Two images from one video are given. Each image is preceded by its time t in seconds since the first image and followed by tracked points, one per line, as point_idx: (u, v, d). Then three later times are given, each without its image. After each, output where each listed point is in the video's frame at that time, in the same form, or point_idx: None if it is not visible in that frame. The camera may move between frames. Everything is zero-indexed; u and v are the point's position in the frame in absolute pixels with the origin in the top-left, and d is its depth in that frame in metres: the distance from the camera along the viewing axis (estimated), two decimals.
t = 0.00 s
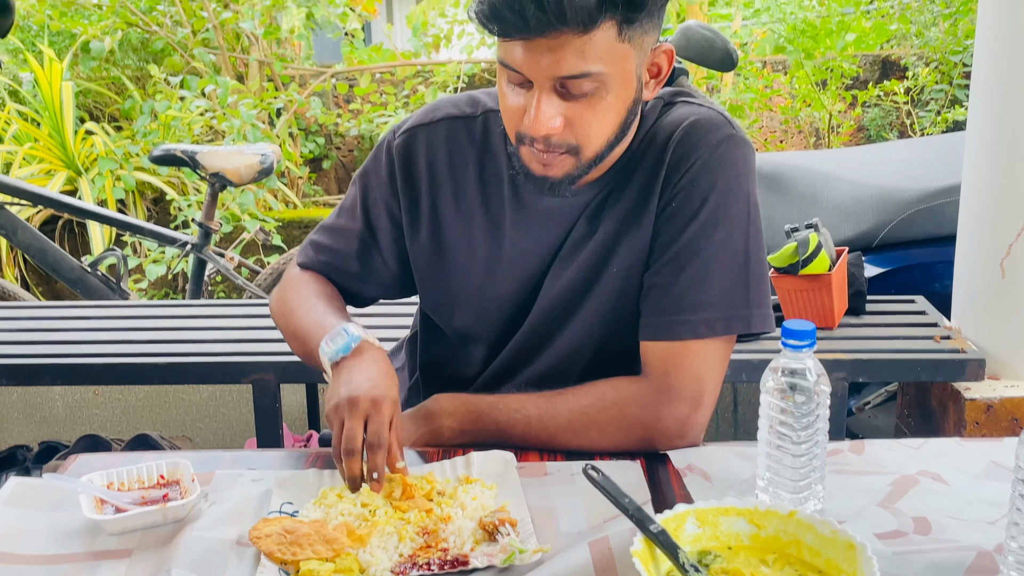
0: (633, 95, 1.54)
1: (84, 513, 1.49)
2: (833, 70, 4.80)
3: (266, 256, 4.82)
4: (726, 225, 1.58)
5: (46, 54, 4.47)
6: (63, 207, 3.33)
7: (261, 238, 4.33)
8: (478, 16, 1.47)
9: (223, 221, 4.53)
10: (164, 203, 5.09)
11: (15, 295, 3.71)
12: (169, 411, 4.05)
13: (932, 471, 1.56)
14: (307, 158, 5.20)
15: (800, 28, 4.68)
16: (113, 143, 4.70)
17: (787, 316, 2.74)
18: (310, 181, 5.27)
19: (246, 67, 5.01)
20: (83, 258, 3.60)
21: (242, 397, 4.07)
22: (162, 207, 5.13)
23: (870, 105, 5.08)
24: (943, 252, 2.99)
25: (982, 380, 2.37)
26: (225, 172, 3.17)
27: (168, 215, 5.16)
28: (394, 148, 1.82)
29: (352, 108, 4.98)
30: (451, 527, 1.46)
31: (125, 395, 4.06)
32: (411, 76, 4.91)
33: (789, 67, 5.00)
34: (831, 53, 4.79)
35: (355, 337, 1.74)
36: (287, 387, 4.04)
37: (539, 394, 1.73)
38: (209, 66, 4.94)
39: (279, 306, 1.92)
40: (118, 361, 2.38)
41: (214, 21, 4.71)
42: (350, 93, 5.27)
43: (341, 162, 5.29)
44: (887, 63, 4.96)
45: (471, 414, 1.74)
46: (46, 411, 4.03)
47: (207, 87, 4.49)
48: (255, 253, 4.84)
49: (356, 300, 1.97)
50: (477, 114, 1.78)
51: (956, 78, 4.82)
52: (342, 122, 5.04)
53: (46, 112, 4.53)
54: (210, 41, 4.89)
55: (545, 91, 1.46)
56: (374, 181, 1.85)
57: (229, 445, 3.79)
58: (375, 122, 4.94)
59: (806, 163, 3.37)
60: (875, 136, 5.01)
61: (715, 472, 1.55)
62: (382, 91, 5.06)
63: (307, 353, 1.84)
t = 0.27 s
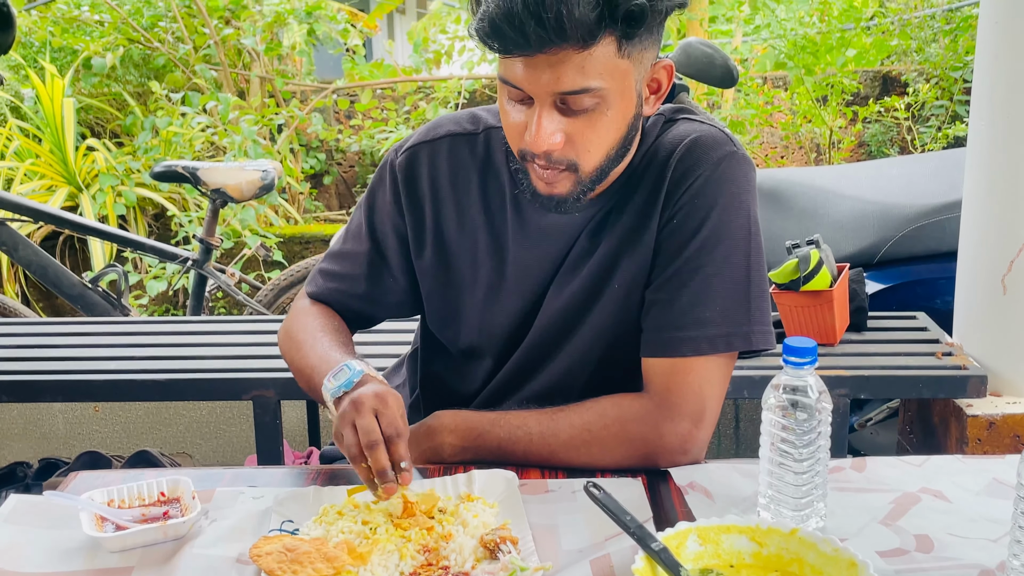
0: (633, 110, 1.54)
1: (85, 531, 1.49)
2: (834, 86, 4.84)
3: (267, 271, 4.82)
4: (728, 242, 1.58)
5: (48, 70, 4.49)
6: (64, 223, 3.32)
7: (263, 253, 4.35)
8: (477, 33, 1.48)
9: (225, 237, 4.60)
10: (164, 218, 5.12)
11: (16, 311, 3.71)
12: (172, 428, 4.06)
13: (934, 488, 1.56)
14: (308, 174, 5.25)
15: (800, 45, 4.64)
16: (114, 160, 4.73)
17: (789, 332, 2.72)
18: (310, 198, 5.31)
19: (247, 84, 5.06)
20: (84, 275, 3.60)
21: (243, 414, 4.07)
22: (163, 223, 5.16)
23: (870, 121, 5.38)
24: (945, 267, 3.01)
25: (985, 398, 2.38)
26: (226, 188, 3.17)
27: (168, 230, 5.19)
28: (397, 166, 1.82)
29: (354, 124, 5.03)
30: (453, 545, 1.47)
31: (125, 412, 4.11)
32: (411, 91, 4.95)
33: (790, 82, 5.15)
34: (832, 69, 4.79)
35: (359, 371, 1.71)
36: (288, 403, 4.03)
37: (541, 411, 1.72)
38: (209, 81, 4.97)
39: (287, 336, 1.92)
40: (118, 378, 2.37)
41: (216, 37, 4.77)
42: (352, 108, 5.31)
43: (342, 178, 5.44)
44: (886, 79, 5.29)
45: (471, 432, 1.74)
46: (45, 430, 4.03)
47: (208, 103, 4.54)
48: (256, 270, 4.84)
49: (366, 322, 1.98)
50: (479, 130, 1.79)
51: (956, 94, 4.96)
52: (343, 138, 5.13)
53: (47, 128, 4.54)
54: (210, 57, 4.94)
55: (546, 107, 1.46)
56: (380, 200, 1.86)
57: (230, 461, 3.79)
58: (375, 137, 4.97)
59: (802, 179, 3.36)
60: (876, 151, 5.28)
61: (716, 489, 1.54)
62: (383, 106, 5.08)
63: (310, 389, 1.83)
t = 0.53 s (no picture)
0: (636, 126, 1.57)
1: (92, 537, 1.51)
2: (827, 102, 4.91)
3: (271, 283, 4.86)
4: (726, 254, 1.61)
5: (56, 85, 4.53)
6: (71, 235, 3.37)
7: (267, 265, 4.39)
8: (482, 50, 1.52)
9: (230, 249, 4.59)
10: (171, 231, 5.16)
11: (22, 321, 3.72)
12: (177, 438, 4.08)
13: (928, 496, 1.59)
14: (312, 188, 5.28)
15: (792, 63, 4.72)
16: (121, 174, 4.77)
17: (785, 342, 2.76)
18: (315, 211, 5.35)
19: (253, 99, 5.09)
20: (92, 286, 3.63)
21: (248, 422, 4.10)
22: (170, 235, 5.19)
23: (864, 137, 5.45)
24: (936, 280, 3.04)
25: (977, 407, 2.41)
26: (231, 202, 3.20)
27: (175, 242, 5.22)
28: (399, 176, 1.85)
29: (356, 139, 5.08)
30: (454, 551, 1.49)
31: (132, 420, 4.13)
32: (413, 107, 5.03)
33: (786, 98, 5.24)
34: (825, 85, 4.88)
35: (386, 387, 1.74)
36: (293, 413, 4.06)
37: (541, 420, 1.75)
38: (216, 97, 5.01)
39: (277, 335, 1.96)
40: (125, 388, 2.40)
41: (223, 55, 4.87)
42: (355, 124, 5.35)
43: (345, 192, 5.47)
44: (879, 95, 5.36)
45: (471, 440, 1.75)
46: (53, 439, 4.05)
47: (214, 118, 4.58)
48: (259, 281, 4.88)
49: (358, 325, 2.01)
50: (480, 144, 1.82)
51: (948, 110, 5.02)
52: (347, 153, 5.16)
53: (56, 142, 4.59)
54: (217, 72, 5.00)
55: (550, 122, 1.50)
56: (380, 209, 1.89)
57: (235, 471, 3.81)
58: (377, 152, 5.08)
59: (793, 193, 3.39)
60: (870, 166, 5.37)
61: (714, 497, 1.57)
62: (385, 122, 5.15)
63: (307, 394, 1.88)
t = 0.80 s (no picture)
0: (625, 144, 1.72)
1: (128, 522, 1.65)
2: (801, 126, 5.14)
3: (290, 291, 5.04)
4: (709, 265, 1.77)
5: (96, 108, 4.68)
6: (108, 246, 3.56)
7: (287, 274, 4.56)
8: (485, 75, 1.67)
9: (252, 259, 4.77)
10: (199, 242, 5.32)
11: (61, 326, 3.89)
12: (202, 434, 4.29)
13: (895, 487, 1.73)
14: (329, 203, 5.44)
15: (767, 91, 4.95)
16: (154, 191, 4.92)
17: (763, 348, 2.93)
18: (331, 224, 5.51)
19: (274, 121, 5.27)
20: (126, 293, 3.81)
21: (268, 417, 4.30)
22: (199, 247, 5.35)
23: (834, 157, 5.61)
24: (902, 288, 3.23)
25: (939, 405, 2.61)
26: (256, 216, 3.35)
27: (204, 254, 5.37)
28: (410, 192, 2.00)
29: (370, 158, 5.26)
30: (460, 536, 1.62)
31: (163, 416, 4.35)
32: (422, 129, 5.24)
33: (760, 123, 5.41)
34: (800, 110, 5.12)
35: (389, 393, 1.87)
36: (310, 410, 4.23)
37: (539, 417, 1.88)
38: (240, 119, 5.20)
39: (298, 343, 2.10)
40: (156, 385, 2.54)
41: (248, 80, 5.08)
42: (368, 144, 5.54)
43: (359, 207, 5.58)
44: (849, 119, 5.56)
45: (474, 435, 1.89)
46: (91, 430, 4.33)
47: (240, 139, 4.77)
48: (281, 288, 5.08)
49: (375, 332, 2.16)
50: (484, 163, 1.97)
51: (913, 133, 5.30)
52: (360, 171, 5.34)
53: (93, 161, 4.76)
54: (243, 97, 5.19)
55: (547, 140, 1.64)
56: (394, 222, 2.04)
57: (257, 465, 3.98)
58: (389, 171, 5.26)
59: (769, 208, 3.52)
60: (841, 185, 5.50)
61: (699, 487, 1.71)
62: (396, 143, 5.42)
63: (320, 398, 2.01)
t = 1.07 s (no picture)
0: (617, 155, 1.91)
1: (163, 501, 1.81)
2: (774, 143, 5.38)
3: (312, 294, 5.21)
4: (692, 268, 1.96)
5: (135, 126, 4.94)
6: (145, 251, 3.79)
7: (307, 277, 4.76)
8: (491, 89, 1.85)
9: (275, 265, 4.92)
10: (229, 249, 5.44)
11: (102, 324, 4.04)
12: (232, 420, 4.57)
13: (861, 471, 1.91)
14: (345, 213, 5.61)
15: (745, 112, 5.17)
16: (187, 201, 5.11)
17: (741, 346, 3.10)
18: (348, 232, 5.64)
19: (297, 138, 5.47)
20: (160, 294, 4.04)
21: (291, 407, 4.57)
22: (229, 252, 5.50)
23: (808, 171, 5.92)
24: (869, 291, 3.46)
25: (902, 398, 2.83)
26: (279, 224, 3.53)
27: (233, 260, 5.48)
28: (418, 203, 2.18)
29: (384, 171, 5.45)
30: (465, 515, 1.78)
31: (194, 404, 4.60)
32: (432, 146, 5.47)
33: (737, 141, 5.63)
34: (773, 129, 5.34)
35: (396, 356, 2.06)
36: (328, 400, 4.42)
37: (537, 407, 2.07)
38: (266, 137, 5.38)
39: (314, 328, 2.27)
40: (188, 377, 2.71)
41: (273, 101, 5.25)
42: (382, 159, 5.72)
43: (374, 217, 5.73)
44: (819, 138, 5.97)
45: (480, 421, 2.08)
46: (129, 419, 4.54)
47: (264, 154, 4.99)
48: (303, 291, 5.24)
49: (382, 326, 2.33)
50: (487, 176, 2.16)
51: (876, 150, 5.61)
52: (375, 183, 5.52)
53: (131, 173, 4.99)
54: (268, 116, 5.38)
55: (547, 148, 1.82)
56: (403, 229, 2.21)
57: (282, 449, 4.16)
58: (402, 184, 5.45)
59: (744, 217, 3.67)
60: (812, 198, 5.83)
61: (682, 471, 1.88)
62: (407, 158, 5.59)
63: (340, 373, 2.20)
